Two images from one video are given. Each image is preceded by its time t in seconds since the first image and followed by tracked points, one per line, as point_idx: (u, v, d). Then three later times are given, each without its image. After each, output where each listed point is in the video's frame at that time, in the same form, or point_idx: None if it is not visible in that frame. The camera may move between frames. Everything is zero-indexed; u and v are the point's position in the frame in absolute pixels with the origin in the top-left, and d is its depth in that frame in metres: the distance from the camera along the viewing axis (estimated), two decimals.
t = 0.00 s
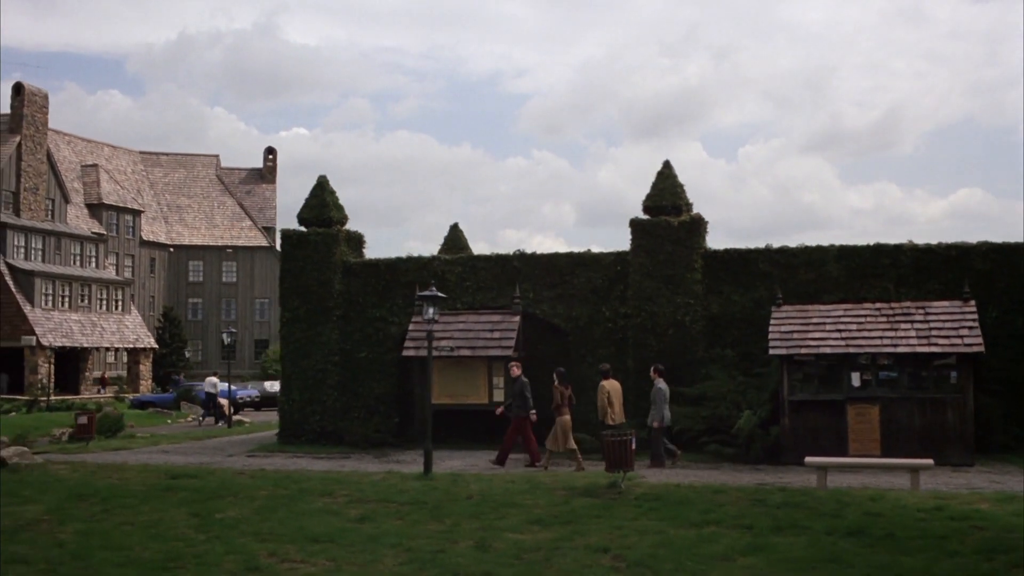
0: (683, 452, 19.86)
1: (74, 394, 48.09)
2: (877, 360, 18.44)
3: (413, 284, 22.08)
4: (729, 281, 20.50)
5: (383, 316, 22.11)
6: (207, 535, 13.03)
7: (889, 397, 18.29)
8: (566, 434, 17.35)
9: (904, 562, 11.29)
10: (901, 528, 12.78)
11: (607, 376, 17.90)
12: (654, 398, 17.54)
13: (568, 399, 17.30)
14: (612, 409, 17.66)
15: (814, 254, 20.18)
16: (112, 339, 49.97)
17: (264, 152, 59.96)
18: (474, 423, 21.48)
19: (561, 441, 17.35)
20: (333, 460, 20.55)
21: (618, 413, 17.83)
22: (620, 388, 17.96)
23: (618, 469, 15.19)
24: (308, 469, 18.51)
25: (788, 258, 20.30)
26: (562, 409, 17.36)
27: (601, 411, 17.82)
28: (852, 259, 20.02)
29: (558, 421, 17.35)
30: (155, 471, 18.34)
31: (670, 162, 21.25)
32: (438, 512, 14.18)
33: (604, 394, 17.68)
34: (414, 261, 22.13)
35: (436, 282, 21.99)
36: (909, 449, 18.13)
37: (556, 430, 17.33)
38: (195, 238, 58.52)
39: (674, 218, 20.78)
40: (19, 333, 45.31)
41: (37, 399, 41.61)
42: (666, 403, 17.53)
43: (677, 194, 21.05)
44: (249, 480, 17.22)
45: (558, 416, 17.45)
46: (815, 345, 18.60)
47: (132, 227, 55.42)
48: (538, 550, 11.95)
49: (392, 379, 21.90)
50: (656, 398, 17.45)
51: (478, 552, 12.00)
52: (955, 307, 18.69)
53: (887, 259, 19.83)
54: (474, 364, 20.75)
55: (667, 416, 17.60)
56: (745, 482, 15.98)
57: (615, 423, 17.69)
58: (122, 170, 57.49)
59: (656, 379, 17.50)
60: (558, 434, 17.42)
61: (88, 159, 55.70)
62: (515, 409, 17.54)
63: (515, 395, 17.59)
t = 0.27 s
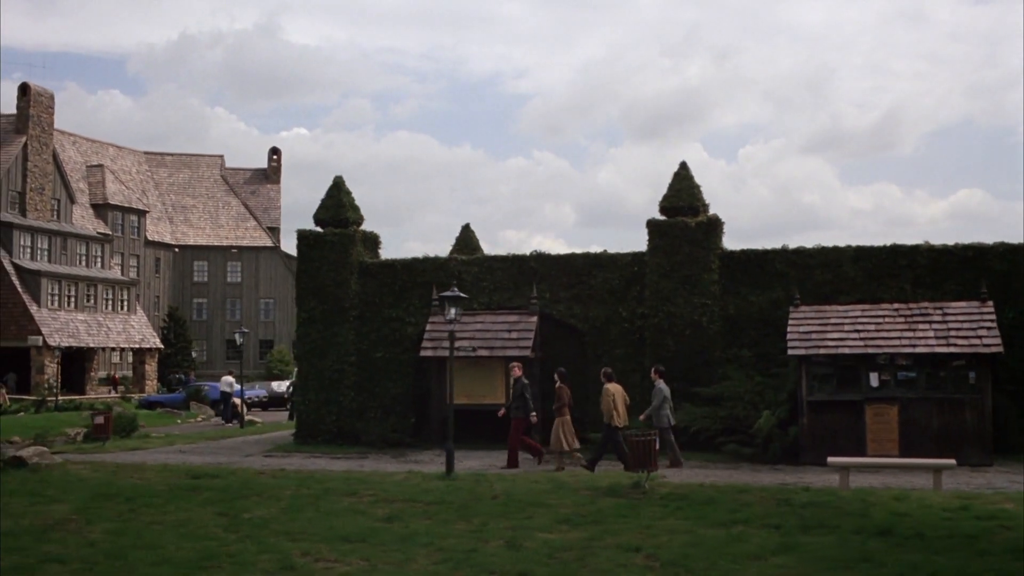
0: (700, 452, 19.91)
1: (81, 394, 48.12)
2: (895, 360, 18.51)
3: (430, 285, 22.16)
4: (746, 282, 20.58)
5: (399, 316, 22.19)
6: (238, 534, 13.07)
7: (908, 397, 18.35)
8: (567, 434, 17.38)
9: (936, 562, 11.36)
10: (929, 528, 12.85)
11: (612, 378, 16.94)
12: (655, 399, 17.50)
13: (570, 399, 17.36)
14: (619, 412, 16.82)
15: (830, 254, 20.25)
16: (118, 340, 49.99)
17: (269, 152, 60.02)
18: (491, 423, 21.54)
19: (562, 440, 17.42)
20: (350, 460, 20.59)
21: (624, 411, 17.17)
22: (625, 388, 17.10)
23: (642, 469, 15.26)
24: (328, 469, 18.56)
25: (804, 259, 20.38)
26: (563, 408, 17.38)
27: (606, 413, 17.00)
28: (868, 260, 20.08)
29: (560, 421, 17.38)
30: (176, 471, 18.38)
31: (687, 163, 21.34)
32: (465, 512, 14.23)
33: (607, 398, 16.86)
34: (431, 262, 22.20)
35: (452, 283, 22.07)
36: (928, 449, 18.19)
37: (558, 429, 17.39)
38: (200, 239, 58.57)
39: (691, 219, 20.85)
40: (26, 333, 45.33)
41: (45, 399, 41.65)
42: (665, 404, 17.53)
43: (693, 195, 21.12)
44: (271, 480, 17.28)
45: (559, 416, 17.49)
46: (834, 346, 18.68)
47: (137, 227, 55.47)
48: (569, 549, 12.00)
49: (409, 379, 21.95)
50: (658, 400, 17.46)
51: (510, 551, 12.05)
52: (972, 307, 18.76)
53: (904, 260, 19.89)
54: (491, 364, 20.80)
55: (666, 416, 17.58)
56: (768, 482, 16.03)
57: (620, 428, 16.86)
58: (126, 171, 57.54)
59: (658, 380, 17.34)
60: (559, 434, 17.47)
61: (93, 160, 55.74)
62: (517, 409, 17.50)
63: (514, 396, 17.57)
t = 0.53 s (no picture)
0: (714, 453, 19.97)
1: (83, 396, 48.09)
2: (910, 361, 18.60)
3: (444, 286, 22.24)
4: (759, 284, 20.66)
5: (412, 318, 22.24)
6: (264, 535, 13.12)
7: (923, 399, 18.44)
8: (566, 433, 17.60)
9: (964, 562, 11.43)
10: (953, 528, 12.92)
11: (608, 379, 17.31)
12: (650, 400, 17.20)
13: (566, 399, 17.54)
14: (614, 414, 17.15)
15: (844, 256, 20.32)
16: (121, 341, 49.97)
17: (270, 154, 60.03)
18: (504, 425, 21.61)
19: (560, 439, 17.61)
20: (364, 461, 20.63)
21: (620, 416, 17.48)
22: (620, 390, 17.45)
23: (662, 470, 15.32)
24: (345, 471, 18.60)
25: (818, 260, 20.45)
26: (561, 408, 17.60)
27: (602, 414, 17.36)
28: (881, 262, 20.10)
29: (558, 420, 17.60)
30: (193, 472, 18.42)
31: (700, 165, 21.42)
32: (488, 513, 14.28)
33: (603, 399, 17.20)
34: (444, 264, 22.27)
35: (466, 284, 22.16)
36: (942, 450, 18.27)
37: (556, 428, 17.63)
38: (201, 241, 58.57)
39: (705, 221, 20.92)
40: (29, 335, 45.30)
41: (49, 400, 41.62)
42: (661, 405, 17.22)
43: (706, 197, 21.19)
44: (291, 481, 17.33)
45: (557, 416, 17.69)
46: (849, 347, 18.77)
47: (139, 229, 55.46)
48: (598, 550, 12.06)
49: (422, 380, 22.01)
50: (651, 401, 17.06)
51: (539, 552, 12.11)
52: (987, 309, 18.84)
53: (917, 261, 19.92)
54: (505, 365, 20.87)
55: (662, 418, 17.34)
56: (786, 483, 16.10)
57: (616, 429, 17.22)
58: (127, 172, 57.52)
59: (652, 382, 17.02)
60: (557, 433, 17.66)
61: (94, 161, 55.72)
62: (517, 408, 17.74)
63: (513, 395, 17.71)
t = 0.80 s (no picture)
0: (729, 448, 20.07)
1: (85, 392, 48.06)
2: (926, 357, 18.72)
3: (459, 282, 22.34)
4: (774, 279, 20.76)
5: (427, 314, 22.32)
6: (295, 530, 13.18)
7: (939, 394, 18.56)
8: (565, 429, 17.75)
9: (995, 554, 11.54)
10: (980, 521, 13.04)
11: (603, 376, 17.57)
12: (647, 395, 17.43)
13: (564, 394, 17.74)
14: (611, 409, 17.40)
15: (858, 252, 20.43)
16: (122, 337, 49.94)
17: (270, 150, 60.00)
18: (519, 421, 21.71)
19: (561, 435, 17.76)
20: (381, 456, 20.70)
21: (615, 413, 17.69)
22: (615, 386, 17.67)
23: (685, 466, 15.42)
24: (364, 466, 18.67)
25: (832, 256, 20.55)
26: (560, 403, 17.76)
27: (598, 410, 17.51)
28: (896, 257, 20.24)
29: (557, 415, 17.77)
30: (213, 468, 18.47)
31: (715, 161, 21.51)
32: (516, 508, 14.36)
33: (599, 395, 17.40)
34: (459, 260, 22.35)
35: (480, 280, 22.27)
36: (959, 445, 18.41)
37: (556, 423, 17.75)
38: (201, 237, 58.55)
39: (719, 218, 21.01)
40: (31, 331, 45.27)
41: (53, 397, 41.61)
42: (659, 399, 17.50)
43: (720, 193, 21.28)
44: (312, 477, 17.41)
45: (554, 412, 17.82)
46: (865, 343, 18.88)
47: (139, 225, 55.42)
48: (630, 544, 12.15)
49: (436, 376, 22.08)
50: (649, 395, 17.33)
51: (572, 546, 12.19)
52: (1002, 305, 18.95)
53: (932, 257, 20.06)
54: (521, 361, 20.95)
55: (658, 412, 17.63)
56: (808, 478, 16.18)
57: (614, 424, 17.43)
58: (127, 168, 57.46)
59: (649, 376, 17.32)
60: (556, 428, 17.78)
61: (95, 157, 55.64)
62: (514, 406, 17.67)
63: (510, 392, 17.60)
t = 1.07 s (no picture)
0: (737, 449, 20.16)
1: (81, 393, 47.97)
2: (933, 358, 18.85)
3: (466, 283, 22.42)
4: (781, 281, 20.87)
5: (434, 315, 22.38)
6: (314, 530, 13.22)
7: (946, 395, 18.69)
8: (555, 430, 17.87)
9: (1014, 554, 11.64)
10: (995, 521, 13.15)
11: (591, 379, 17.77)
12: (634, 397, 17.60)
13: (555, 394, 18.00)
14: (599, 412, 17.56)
15: (865, 254, 20.54)
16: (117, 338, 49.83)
17: (265, 151, 59.94)
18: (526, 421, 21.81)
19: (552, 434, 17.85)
20: (389, 457, 20.73)
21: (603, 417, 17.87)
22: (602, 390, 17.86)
23: (699, 466, 15.48)
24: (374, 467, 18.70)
25: (839, 258, 20.67)
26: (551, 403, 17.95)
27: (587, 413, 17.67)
28: (903, 259, 20.37)
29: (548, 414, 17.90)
30: (223, 469, 18.48)
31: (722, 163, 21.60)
32: (532, 508, 14.42)
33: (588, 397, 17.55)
34: (466, 261, 22.42)
35: (488, 281, 22.37)
36: (966, 446, 18.55)
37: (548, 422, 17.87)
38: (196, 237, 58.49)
39: (727, 219, 21.09)
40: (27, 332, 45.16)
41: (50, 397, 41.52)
42: (646, 401, 17.64)
43: (726, 195, 21.38)
44: (325, 477, 17.45)
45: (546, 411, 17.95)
46: (873, 344, 18.97)
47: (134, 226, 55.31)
48: (651, 544, 12.22)
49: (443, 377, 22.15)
50: (637, 397, 17.49)
51: (593, 546, 12.26)
52: (1009, 307, 19.05)
53: (938, 259, 20.18)
54: (528, 361, 21.01)
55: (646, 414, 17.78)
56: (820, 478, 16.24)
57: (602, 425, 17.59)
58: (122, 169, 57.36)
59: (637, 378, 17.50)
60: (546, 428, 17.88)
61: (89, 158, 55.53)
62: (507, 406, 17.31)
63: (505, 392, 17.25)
